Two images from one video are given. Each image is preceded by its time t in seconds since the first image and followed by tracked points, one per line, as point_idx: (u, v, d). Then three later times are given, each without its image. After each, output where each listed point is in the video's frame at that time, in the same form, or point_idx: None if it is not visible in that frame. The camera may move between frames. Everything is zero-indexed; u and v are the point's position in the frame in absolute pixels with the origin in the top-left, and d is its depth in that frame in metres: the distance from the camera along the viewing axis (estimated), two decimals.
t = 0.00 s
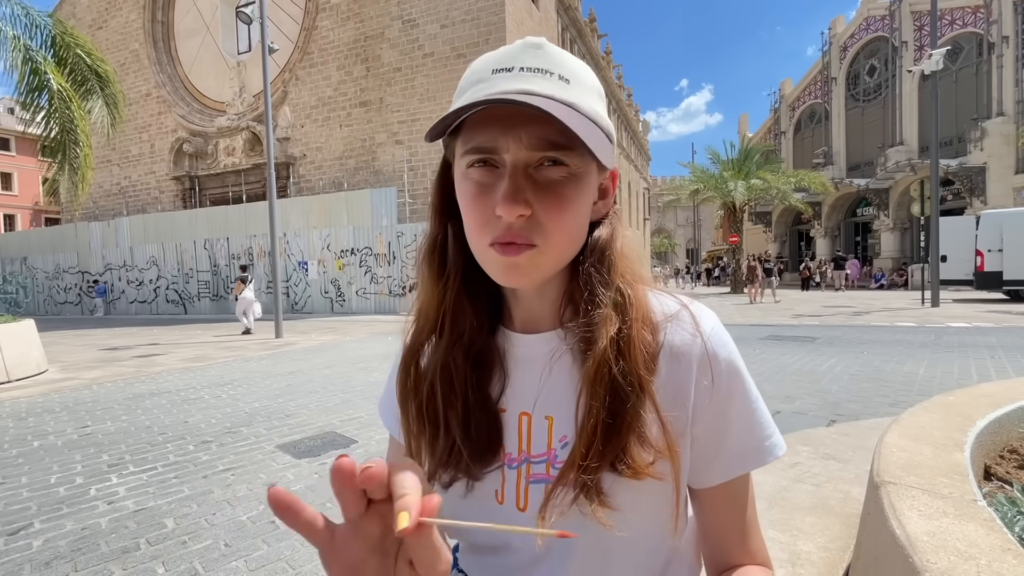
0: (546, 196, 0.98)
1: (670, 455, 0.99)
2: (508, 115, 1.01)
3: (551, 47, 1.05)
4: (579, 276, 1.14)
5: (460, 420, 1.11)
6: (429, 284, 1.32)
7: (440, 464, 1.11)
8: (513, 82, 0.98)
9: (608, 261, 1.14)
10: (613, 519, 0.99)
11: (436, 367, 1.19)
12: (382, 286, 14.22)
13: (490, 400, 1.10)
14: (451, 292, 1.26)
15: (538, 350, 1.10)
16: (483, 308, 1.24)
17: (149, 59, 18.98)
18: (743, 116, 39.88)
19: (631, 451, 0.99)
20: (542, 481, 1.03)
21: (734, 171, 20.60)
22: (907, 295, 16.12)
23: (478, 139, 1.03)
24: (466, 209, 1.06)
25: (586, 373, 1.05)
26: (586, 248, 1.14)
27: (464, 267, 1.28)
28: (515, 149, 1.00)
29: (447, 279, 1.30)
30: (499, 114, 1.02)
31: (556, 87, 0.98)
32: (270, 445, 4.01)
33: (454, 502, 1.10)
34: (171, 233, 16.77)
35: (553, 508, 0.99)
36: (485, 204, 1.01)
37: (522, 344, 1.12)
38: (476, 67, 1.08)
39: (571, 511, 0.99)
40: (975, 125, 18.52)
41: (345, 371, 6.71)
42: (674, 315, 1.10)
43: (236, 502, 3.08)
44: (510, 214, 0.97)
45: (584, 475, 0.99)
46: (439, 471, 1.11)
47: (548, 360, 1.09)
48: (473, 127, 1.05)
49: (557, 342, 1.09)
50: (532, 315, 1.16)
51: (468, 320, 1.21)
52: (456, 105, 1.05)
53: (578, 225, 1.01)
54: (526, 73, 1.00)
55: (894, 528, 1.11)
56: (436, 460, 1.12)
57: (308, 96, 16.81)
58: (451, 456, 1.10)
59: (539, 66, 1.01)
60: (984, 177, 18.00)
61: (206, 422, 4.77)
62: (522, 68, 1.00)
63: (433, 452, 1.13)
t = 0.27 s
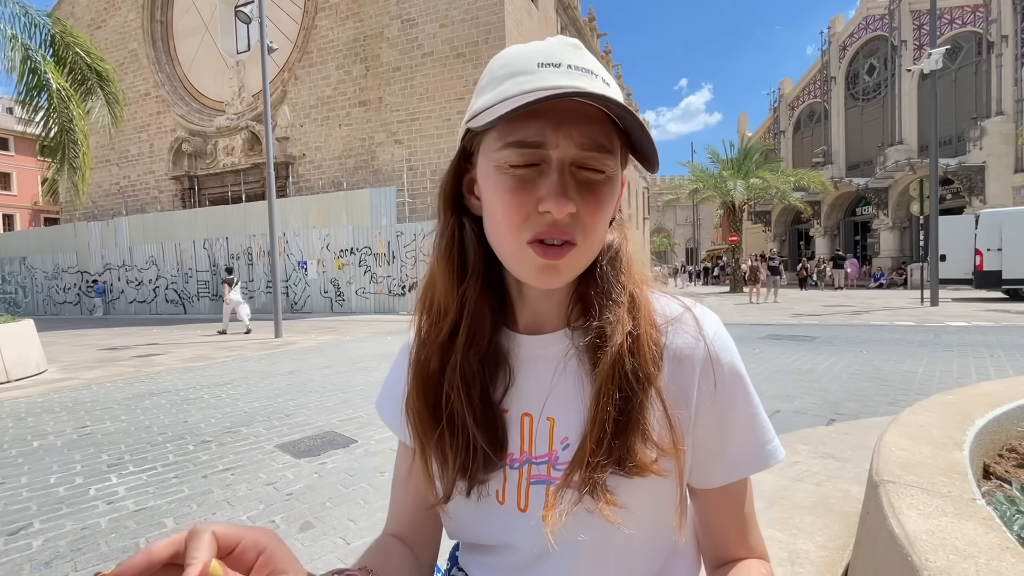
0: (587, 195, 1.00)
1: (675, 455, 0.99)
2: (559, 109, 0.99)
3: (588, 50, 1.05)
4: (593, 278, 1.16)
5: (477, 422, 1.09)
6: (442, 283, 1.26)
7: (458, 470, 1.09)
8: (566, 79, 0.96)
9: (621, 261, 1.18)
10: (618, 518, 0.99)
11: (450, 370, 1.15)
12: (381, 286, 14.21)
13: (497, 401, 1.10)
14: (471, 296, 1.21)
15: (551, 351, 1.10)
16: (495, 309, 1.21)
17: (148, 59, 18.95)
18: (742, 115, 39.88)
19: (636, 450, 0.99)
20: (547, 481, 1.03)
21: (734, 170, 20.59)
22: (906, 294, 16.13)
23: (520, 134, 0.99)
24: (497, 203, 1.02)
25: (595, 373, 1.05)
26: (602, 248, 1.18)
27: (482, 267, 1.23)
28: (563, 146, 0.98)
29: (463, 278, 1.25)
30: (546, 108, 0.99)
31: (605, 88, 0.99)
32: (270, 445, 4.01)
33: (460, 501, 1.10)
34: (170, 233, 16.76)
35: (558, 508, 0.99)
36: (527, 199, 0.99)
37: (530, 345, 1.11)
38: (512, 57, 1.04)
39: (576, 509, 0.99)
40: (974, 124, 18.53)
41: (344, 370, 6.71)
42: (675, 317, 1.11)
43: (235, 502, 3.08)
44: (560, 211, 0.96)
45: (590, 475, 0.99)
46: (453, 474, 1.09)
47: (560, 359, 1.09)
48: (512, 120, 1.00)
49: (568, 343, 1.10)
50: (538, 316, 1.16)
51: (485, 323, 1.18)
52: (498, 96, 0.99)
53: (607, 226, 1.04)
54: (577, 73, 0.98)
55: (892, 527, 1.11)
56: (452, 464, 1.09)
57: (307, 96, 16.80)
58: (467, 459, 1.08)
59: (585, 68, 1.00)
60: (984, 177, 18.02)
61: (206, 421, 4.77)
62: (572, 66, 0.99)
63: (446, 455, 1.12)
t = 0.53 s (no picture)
0: (564, 200, 1.00)
1: (670, 454, 1.00)
2: (531, 117, 1.02)
3: (576, 54, 1.05)
4: (592, 282, 1.15)
5: (479, 418, 1.11)
6: (444, 284, 1.27)
7: (460, 464, 1.11)
8: (540, 86, 0.99)
9: (619, 266, 1.16)
10: (613, 517, 1.01)
11: (453, 367, 1.17)
12: (381, 286, 14.23)
13: (499, 398, 1.12)
14: (471, 293, 1.22)
15: (552, 351, 1.12)
16: (498, 309, 1.22)
17: (147, 59, 18.97)
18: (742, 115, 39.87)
19: (632, 449, 1.01)
20: (548, 477, 1.05)
21: (733, 170, 20.61)
22: (906, 293, 16.15)
23: (500, 139, 1.02)
24: (484, 210, 1.05)
25: (593, 373, 1.07)
26: (599, 251, 1.17)
27: (484, 267, 1.24)
28: (539, 151, 1.00)
29: (464, 278, 1.26)
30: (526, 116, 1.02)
31: (583, 94, 0.99)
32: (270, 445, 4.02)
33: (464, 494, 1.11)
34: (170, 233, 16.77)
35: (556, 504, 1.01)
36: (504, 205, 1.02)
37: (531, 343, 1.13)
38: (500, 66, 1.07)
39: (573, 506, 1.01)
40: (973, 124, 18.55)
41: (344, 370, 6.73)
42: (675, 317, 1.12)
43: (236, 501, 3.09)
44: (531, 215, 0.97)
45: (587, 474, 1.00)
46: (458, 468, 1.11)
47: (560, 361, 1.10)
48: (496, 128, 1.04)
49: (566, 344, 1.11)
50: (538, 317, 1.17)
51: (486, 321, 1.19)
52: (484, 102, 1.03)
53: (591, 232, 1.03)
54: (552, 78, 1.00)
55: (887, 524, 1.12)
56: (453, 458, 1.11)
57: (306, 96, 16.81)
58: (470, 453, 1.10)
59: (563, 72, 1.02)
60: (983, 176, 18.06)
61: (206, 421, 4.78)
62: (549, 73, 1.00)
63: (449, 448, 1.13)
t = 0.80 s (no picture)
0: (571, 219, 1.00)
1: (669, 446, 1.02)
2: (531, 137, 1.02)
3: (568, 64, 1.04)
4: (590, 284, 1.17)
5: (481, 425, 1.10)
6: (445, 298, 1.27)
7: (463, 470, 1.10)
8: (539, 110, 0.99)
9: (618, 263, 1.18)
10: (613, 507, 1.01)
11: (455, 376, 1.15)
12: (381, 286, 14.23)
13: (502, 398, 1.12)
14: (474, 305, 1.21)
15: (554, 351, 1.12)
16: (500, 314, 1.22)
17: (147, 59, 18.98)
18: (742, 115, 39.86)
19: (631, 443, 1.02)
20: (549, 473, 1.05)
21: (733, 170, 20.62)
22: (906, 293, 16.15)
23: (498, 164, 1.01)
24: (486, 232, 1.05)
25: (594, 372, 1.07)
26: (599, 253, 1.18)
27: (484, 276, 1.24)
28: (542, 176, 1.00)
29: (465, 291, 1.25)
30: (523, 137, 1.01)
31: (578, 111, 1.00)
32: (270, 446, 4.03)
33: (469, 498, 1.11)
34: (170, 233, 16.78)
35: (558, 499, 1.01)
36: (510, 228, 1.01)
37: (534, 343, 1.14)
38: (491, 83, 1.07)
39: (574, 499, 1.02)
40: (973, 124, 18.55)
41: (344, 371, 6.74)
42: (672, 315, 1.14)
43: (236, 502, 3.10)
44: (542, 240, 0.98)
45: (589, 469, 1.01)
46: (460, 472, 1.11)
47: (560, 359, 1.12)
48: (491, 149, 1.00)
49: (567, 345, 1.12)
50: (540, 317, 1.17)
51: (488, 329, 1.18)
52: (480, 128, 1.02)
53: (598, 244, 1.04)
54: (549, 98, 1.01)
55: (883, 524, 1.13)
56: (455, 465, 1.11)
57: (306, 97, 16.82)
58: (472, 457, 1.09)
59: (559, 89, 1.02)
60: (983, 176, 18.06)
61: (206, 422, 4.79)
62: (544, 92, 1.01)
63: (451, 456, 1.12)
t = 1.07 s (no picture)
0: (572, 224, 1.00)
1: (671, 453, 1.02)
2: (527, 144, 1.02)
3: (565, 66, 1.02)
4: (595, 289, 1.16)
5: (485, 428, 1.10)
6: (447, 300, 1.26)
7: (466, 471, 1.10)
8: (531, 119, 1.01)
9: (623, 267, 1.18)
10: (613, 516, 1.01)
11: (457, 377, 1.15)
12: (382, 287, 14.23)
13: (505, 399, 1.12)
14: (474, 306, 1.21)
15: (556, 354, 1.12)
16: (502, 316, 1.21)
17: (148, 60, 18.99)
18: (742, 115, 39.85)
19: (634, 448, 1.02)
20: (553, 476, 1.04)
21: (733, 170, 20.61)
22: (907, 293, 16.12)
23: (490, 172, 1.00)
24: (484, 238, 1.06)
25: (596, 377, 1.07)
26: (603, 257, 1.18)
27: (485, 279, 1.23)
28: (530, 186, 0.99)
29: (466, 292, 1.25)
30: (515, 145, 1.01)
31: (569, 120, 1.02)
32: (271, 446, 4.03)
33: (471, 502, 1.10)
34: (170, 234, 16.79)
35: (560, 504, 1.01)
36: (499, 238, 1.01)
37: (537, 345, 1.13)
38: (486, 90, 1.08)
39: (574, 508, 1.01)
40: (974, 124, 18.54)
41: (345, 371, 6.74)
42: (677, 318, 1.14)
43: (236, 503, 3.10)
44: (528, 251, 0.98)
45: (590, 476, 1.01)
46: (462, 473, 1.10)
47: (562, 364, 1.11)
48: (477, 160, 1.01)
49: (570, 348, 1.12)
50: (544, 320, 1.18)
51: (489, 331, 1.18)
52: (475, 136, 1.03)
53: (596, 250, 1.04)
54: (539, 105, 1.02)
55: (884, 525, 1.13)
56: (457, 466, 1.11)
57: (307, 97, 16.82)
58: (474, 457, 1.09)
59: (552, 94, 1.02)
60: (983, 176, 18.05)
61: (207, 422, 4.80)
62: (535, 99, 1.02)
63: (451, 458, 1.12)
